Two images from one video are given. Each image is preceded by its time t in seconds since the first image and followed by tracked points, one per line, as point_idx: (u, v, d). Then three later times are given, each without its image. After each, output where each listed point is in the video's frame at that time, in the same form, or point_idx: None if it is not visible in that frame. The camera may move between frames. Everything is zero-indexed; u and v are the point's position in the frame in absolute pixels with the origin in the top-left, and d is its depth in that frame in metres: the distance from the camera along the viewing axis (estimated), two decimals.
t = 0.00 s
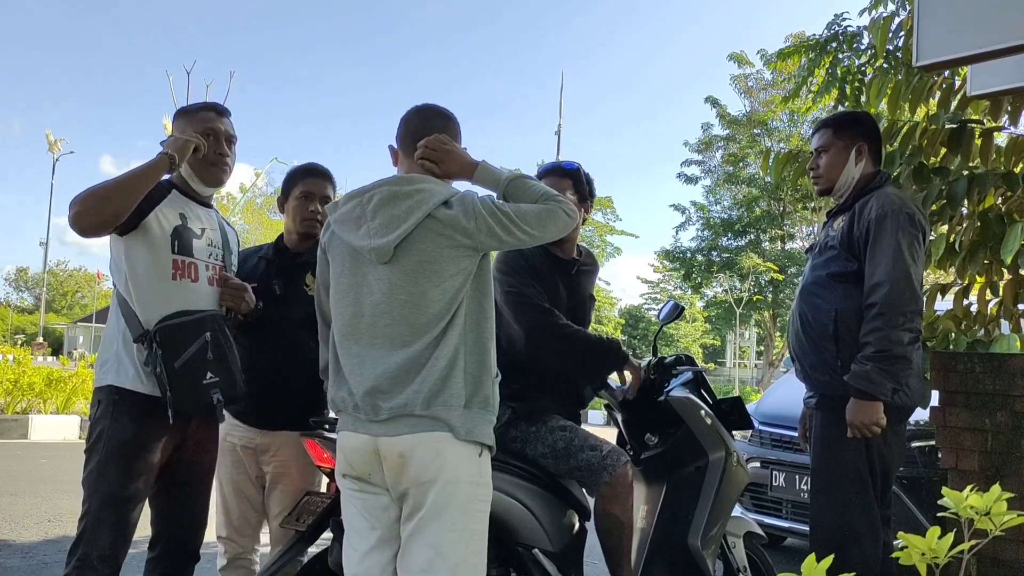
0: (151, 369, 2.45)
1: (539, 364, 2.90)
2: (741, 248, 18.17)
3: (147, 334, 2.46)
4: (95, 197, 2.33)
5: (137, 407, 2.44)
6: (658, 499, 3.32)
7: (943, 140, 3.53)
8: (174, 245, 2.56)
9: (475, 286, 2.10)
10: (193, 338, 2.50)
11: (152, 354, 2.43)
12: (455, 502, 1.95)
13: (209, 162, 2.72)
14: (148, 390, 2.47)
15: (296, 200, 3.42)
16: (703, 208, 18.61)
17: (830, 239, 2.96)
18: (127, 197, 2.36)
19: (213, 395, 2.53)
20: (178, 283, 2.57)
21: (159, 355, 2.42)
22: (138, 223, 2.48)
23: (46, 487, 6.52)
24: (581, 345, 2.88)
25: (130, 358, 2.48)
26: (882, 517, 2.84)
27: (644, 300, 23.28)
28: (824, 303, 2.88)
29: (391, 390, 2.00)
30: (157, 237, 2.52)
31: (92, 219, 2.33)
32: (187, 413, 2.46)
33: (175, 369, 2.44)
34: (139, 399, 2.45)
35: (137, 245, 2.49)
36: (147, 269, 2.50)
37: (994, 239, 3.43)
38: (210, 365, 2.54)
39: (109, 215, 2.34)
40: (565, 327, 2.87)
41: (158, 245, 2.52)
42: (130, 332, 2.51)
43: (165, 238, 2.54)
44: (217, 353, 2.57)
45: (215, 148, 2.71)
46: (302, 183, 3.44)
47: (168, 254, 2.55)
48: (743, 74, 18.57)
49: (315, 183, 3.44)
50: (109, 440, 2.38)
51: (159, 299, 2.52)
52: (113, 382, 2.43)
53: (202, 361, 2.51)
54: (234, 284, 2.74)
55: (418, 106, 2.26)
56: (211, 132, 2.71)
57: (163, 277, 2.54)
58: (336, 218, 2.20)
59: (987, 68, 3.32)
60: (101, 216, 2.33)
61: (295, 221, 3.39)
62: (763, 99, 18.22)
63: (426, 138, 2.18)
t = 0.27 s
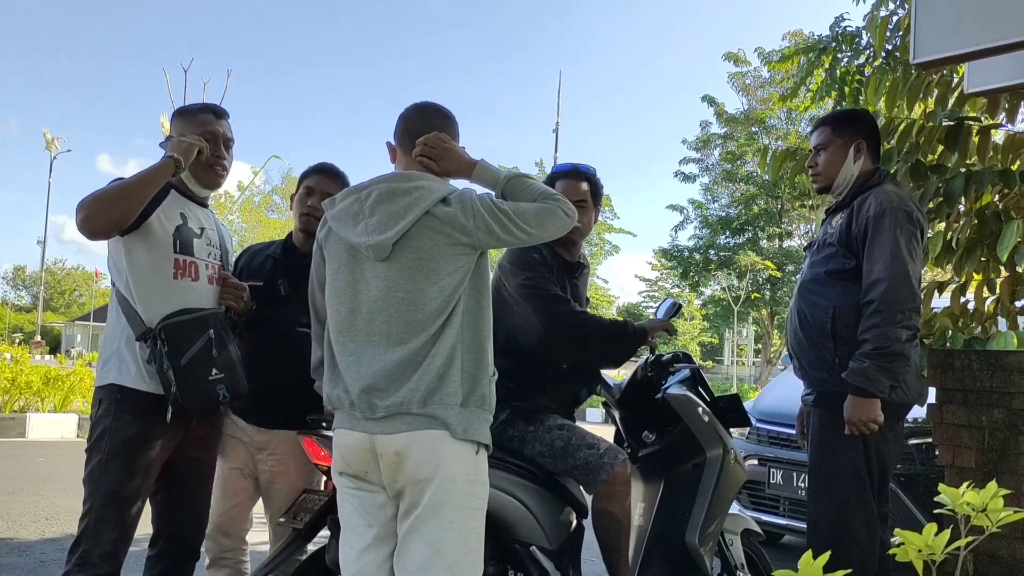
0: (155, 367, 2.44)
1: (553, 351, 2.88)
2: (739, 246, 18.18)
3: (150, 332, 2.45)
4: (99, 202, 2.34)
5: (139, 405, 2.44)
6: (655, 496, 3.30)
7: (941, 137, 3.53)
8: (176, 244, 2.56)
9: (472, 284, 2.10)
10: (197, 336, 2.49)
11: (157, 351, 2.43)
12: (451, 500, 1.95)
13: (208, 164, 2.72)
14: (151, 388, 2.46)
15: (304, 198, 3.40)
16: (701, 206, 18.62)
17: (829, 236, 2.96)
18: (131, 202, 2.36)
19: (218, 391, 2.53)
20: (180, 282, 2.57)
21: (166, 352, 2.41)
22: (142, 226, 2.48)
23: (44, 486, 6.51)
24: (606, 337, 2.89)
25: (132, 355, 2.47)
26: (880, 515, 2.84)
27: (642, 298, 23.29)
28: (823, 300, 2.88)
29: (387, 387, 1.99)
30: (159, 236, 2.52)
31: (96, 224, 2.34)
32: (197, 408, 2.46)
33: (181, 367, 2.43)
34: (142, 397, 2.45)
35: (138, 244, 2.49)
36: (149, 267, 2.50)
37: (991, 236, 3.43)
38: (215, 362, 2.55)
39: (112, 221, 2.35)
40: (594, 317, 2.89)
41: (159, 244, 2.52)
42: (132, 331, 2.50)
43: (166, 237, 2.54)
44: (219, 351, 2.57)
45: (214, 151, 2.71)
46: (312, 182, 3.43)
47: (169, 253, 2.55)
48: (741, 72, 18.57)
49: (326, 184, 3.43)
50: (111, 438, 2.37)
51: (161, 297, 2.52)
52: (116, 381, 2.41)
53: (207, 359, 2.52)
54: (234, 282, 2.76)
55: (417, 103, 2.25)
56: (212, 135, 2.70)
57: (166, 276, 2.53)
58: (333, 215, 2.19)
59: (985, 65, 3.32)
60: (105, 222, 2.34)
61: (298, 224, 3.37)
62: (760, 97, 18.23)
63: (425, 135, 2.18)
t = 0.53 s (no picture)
0: (150, 365, 2.44)
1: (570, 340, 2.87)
2: (737, 243, 18.18)
3: (144, 330, 2.45)
4: (95, 199, 2.33)
5: (135, 402, 2.43)
6: (650, 492, 3.31)
7: (937, 133, 3.51)
8: (170, 242, 2.56)
9: (470, 281, 2.10)
10: (191, 333, 2.49)
11: (152, 349, 2.43)
12: (448, 498, 1.95)
13: (203, 162, 2.71)
14: (147, 386, 2.46)
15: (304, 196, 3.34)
16: (698, 202, 18.62)
17: (826, 232, 2.96)
18: (126, 200, 2.35)
19: (212, 389, 2.52)
20: (175, 280, 2.57)
21: (161, 350, 2.41)
22: (135, 223, 2.47)
23: (41, 484, 6.50)
24: (631, 339, 2.87)
25: (127, 354, 2.47)
26: (878, 511, 2.84)
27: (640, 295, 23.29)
28: (821, 296, 2.88)
29: (384, 385, 1.99)
30: (155, 234, 2.52)
31: (91, 223, 2.33)
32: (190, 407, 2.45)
33: (175, 364, 2.42)
34: (138, 394, 2.44)
35: (132, 242, 2.48)
36: (144, 265, 2.49)
37: (988, 232, 3.42)
38: (209, 360, 2.54)
39: (108, 219, 2.34)
40: (622, 316, 2.86)
41: (154, 242, 2.51)
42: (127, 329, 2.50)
43: (161, 234, 2.53)
44: (214, 350, 2.57)
45: (209, 148, 2.70)
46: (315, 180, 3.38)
47: (164, 250, 2.54)
48: (738, 69, 18.56)
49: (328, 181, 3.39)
50: (107, 436, 2.37)
51: (156, 295, 2.52)
52: (110, 378, 2.41)
53: (202, 356, 2.51)
54: (229, 279, 2.76)
55: (412, 99, 2.25)
56: (206, 132, 2.69)
57: (160, 274, 2.53)
58: (328, 211, 2.18)
59: (982, 60, 3.31)
60: (100, 219, 2.33)
61: (298, 224, 3.30)
62: (758, 93, 18.23)
63: (422, 131, 2.17)
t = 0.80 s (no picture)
0: (141, 360, 2.44)
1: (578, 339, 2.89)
2: (736, 239, 18.19)
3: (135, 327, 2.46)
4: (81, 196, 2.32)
5: (127, 398, 2.44)
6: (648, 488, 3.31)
7: (936, 129, 3.50)
8: (163, 238, 2.56)
9: (468, 277, 2.10)
10: (180, 327, 2.48)
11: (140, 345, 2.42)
12: (446, 494, 1.95)
13: (197, 161, 2.70)
14: (139, 381, 2.46)
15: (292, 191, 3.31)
16: (697, 199, 18.63)
17: (825, 229, 2.96)
18: (112, 197, 2.34)
19: (202, 383, 2.51)
20: (168, 276, 2.57)
21: (148, 343, 2.41)
22: (125, 221, 2.46)
23: (40, 482, 6.50)
24: (632, 342, 2.85)
25: (120, 350, 2.48)
26: (877, 507, 2.84)
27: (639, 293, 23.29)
28: (820, 293, 2.88)
29: (382, 381, 1.99)
30: (147, 231, 2.52)
31: (77, 221, 2.32)
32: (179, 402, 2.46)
33: (163, 358, 2.42)
34: (129, 389, 2.44)
35: (125, 240, 2.47)
36: (134, 261, 2.49)
37: (986, 228, 3.42)
38: (199, 354, 2.53)
39: (93, 216, 2.32)
40: (624, 318, 2.84)
41: (147, 239, 2.51)
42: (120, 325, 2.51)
43: (153, 230, 2.53)
44: (205, 343, 2.56)
45: (204, 147, 2.70)
46: (302, 176, 3.34)
47: (157, 246, 2.54)
48: (737, 66, 18.56)
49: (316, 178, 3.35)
50: (101, 432, 2.37)
51: (149, 292, 2.52)
52: (102, 373, 2.43)
53: (192, 350, 2.50)
54: (224, 274, 2.77)
55: (410, 95, 2.25)
56: (200, 131, 2.68)
57: (153, 270, 2.53)
58: (326, 206, 2.18)
59: (980, 56, 3.30)
60: (85, 216, 2.31)
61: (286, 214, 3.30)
62: (757, 90, 18.24)
63: (419, 127, 2.17)
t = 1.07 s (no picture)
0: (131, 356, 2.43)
1: (582, 337, 2.90)
2: (735, 237, 18.19)
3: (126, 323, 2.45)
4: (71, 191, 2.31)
5: (118, 395, 2.43)
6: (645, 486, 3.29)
7: (934, 127, 3.51)
8: (155, 235, 2.55)
9: (466, 275, 2.09)
10: (172, 324, 2.48)
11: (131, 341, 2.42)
12: (443, 493, 1.95)
13: (192, 156, 2.70)
14: (129, 377, 2.45)
15: (279, 186, 3.36)
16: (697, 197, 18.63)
17: (824, 227, 2.96)
18: (102, 193, 2.34)
19: (191, 380, 2.51)
20: (160, 273, 2.56)
21: (139, 339, 2.41)
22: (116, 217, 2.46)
23: (38, 479, 6.50)
24: (647, 342, 2.86)
25: (110, 347, 2.47)
26: (875, 505, 2.84)
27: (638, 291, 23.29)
28: (820, 291, 2.88)
29: (379, 379, 1.99)
30: (139, 228, 2.51)
31: (65, 216, 2.31)
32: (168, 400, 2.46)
33: (154, 355, 2.41)
34: (118, 385, 2.43)
35: (117, 236, 2.47)
36: (126, 258, 2.49)
37: (985, 227, 3.42)
38: (190, 351, 2.53)
39: (82, 211, 2.32)
40: (639, 316, 2.85)
41: (139, 236, 2.51)
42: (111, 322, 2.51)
43: (145, 226, 2.53)
44: (196, 340, 2.55)
45: (199, 143, 2.69)
46: (288, 171, 3.38)
47: (149, 244, 2.54)
48: (736, 64, 18.56)
49: (302, 172, 3.39)
50: (90, 429, 2.37)
51: (140, 289, 2.52)
52: (92, 369, 2.42)
53: (184, 347, 2.50)
54: (218, 273, 2.76)
55: (408, 92, 2.24)
56: (194, 128, 2.67)
57: (144, 267, 2.53)
58: (325, 202, 2.18)
59: (980, 54, 3.30)
60: (73, 211, 2.30)
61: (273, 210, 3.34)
62: (756, 88, 18.24)
63: (419, 125, 2.17)
